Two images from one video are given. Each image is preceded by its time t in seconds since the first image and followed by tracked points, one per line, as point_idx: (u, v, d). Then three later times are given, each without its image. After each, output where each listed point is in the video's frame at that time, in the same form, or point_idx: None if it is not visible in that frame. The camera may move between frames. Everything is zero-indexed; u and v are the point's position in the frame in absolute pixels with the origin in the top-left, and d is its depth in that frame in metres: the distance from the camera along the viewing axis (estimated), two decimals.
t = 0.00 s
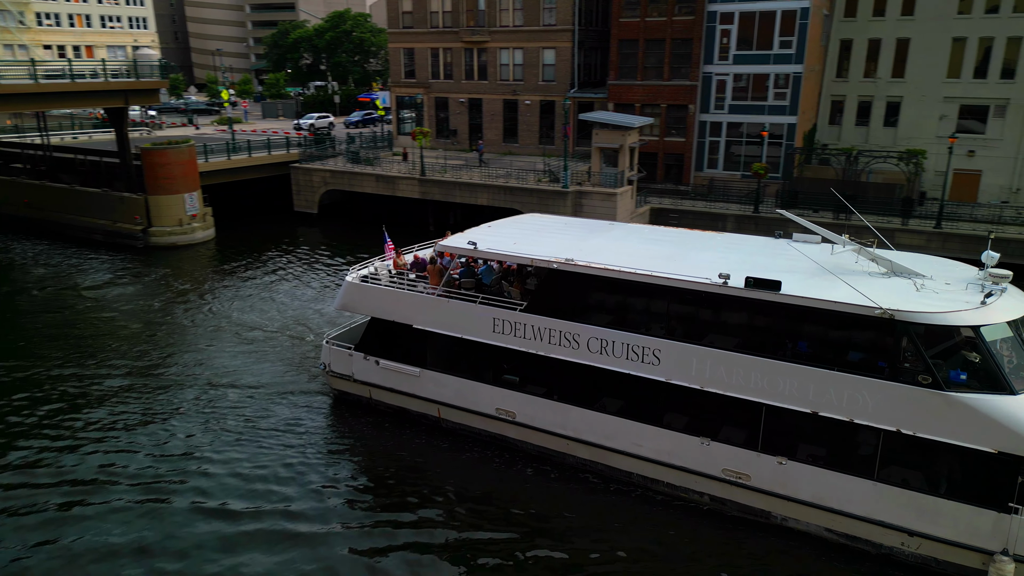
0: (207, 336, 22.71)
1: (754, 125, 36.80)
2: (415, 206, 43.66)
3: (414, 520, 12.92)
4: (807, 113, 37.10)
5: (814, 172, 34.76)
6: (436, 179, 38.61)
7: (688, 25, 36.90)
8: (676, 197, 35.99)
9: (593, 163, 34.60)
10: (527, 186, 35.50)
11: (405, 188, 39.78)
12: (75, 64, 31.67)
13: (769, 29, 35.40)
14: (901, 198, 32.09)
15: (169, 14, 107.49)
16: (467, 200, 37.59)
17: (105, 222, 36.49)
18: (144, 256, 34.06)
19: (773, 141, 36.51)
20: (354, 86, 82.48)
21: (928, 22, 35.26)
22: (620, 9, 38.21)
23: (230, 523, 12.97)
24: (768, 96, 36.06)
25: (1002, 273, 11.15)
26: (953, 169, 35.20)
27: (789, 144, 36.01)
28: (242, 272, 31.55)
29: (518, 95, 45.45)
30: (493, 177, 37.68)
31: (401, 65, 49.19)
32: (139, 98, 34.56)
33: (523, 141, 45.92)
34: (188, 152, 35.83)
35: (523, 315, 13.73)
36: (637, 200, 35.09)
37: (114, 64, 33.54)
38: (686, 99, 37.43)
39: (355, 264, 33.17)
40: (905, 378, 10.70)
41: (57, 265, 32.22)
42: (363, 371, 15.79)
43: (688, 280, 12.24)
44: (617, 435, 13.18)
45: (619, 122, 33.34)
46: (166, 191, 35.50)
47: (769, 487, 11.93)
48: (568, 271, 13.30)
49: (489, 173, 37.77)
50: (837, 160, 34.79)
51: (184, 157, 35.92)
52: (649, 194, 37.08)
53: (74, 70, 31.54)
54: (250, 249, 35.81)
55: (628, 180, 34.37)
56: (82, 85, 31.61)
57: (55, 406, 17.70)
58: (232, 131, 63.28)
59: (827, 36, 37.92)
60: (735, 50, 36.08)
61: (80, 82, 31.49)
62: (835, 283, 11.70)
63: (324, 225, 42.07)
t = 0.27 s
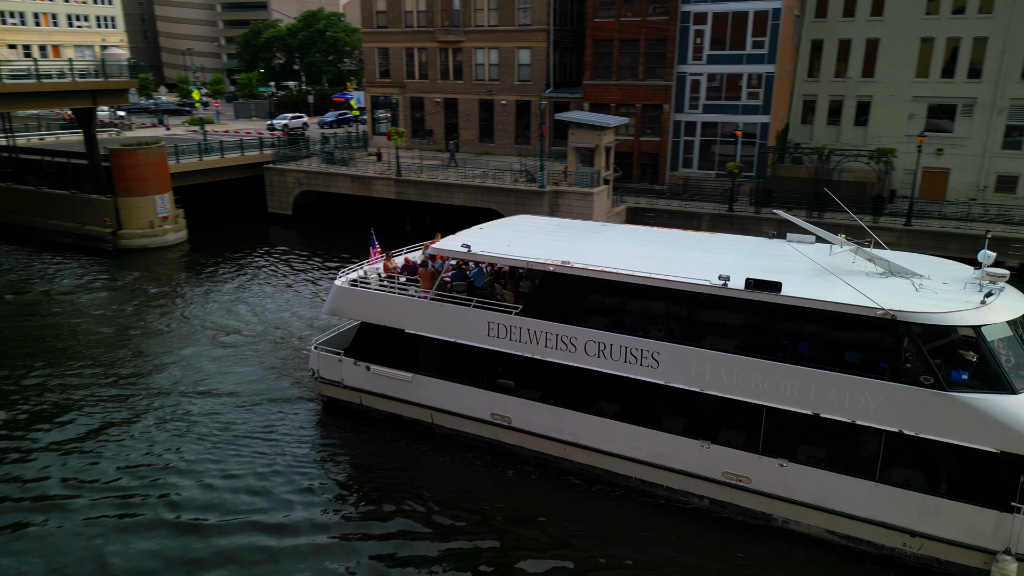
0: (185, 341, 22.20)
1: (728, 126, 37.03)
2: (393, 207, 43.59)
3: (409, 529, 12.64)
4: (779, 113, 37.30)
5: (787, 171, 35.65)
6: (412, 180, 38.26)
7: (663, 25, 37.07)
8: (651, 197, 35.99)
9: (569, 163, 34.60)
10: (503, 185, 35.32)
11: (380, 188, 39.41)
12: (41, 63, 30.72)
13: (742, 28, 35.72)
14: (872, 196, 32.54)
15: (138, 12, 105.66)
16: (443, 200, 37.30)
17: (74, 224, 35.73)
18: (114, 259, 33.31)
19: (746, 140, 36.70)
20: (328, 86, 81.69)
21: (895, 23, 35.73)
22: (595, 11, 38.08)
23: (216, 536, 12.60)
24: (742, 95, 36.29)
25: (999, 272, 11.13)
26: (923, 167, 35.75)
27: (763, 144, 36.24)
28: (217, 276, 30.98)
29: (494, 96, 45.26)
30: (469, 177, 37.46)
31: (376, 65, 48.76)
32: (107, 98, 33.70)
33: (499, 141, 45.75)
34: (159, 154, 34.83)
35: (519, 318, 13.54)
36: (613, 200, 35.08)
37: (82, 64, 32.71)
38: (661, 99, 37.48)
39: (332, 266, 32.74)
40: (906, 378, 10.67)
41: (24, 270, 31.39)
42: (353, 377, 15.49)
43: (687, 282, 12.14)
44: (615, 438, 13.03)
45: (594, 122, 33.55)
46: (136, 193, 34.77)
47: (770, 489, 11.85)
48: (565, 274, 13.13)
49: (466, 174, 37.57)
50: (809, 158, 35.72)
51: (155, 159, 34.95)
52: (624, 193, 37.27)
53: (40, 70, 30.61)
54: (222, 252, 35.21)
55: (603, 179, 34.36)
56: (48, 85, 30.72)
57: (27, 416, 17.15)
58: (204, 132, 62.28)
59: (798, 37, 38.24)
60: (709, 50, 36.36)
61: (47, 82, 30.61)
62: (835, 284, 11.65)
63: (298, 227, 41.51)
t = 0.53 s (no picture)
0: (160, 347, 21.68)
1: (702, 125, 37.26)
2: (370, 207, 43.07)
3: (402, 538, 12.38)
4: (751, 112, 37.47)
5: (759, 171, 35.61)
6: (386, 180, 37.81)
7: (636, 24, 37.29)
8: (626, 196, 36.06)
9: (544, 163, 34.56)
10: (479, 185, 35.06)
11: (355, 189, 39.00)
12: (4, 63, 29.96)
13: (714, 28, 35.89)
14: (843, 195, 33.02)
15: (105, 11, 103.77)
16: (417, 201, 36.96)
17: (41, 227, 34.82)
18: (81, 262, 32.53)
19: (720, 140, 36.92)
20: (301, 86, 80.76)
21: (864, 23, 36.12)
22: (568, 9, 38.41)
23: (200, 549, 12.24)
24: (715, 95, 36.47)
25: (995, 270, 11.17)
26: (891, 166, 36.29)
27: (736, 143, 36.47)
28: (190, 279, 30.36)
29: (468, 96, 45.02)
30: (444, 177, 37.21)
31: (349, 65, 48.27)
32: (73, 98, 32.80)
33: (475, 141, 45.51)
34: (127, 155, 33.95)
35: (513, 321, 13.37)
36: (589, 199, 35.05)
37: (47, 63, 31.88)
38: (635, 98, 37.84)
39: (307, 268, 32.25)
40: (906, 378, 10.67)
41: None
42: (343, 383, 15.19)
43: (685, 283, 12.06)
44: (612, 442, 12.91)
45: (569, 122, 33.62)
46: (103, 195, 33.92)
47: (770, 491, 11.79)
48: (561, 276, 12.97)
49: (441, 174, 37.31)
50: (781, 157, 36.12)
51: (123, 160, 34.10)
52: (599, 193, 37.36)
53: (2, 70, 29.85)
54: (194, 254, 34.57)
55: (579, 179, 34.34)
56: (11, 86, 29.94)
57: None
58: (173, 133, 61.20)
59: (769, 37, 38.46)
60: (682, 50, 36.61)
61: (9, 83, 29.83)
62: (833, 284, 11.63)
63: (271, 229, 40.86)
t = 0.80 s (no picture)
0: (138, 353, 21.18)
1: (677, 125, 37.43)
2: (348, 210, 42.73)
3: (399, 547, 12.12)
4: (725, 110, 37.58)
5: (733, 169, 35.96)
6: (362, 181, 37.40)
7: (611, 24, 37.46)
8: (604, 196, 36.10)
9: (522, 163, 34.46)
10: (456, 185, 34.87)
11: (330, 190, 38.57)
12: None
13: (689, 30, 36.03)
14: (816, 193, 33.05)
15: (72, 10, 101.82)
16: (394, 201, 36.65)
17: (9, 229, 34.07)
18: (50, 266, 31.74)
19: (695, 139, 37.12)
20: (275, 86, 79.83)
21: (836, 24, 36.44)
22: (544, 10, 38.53)
23: (188, 562, 11.89)
24: (689, 95, 36.63)
25: (992, 270, 11.15)
26: (863, 164, 36.71)
27: (711, 142, 36.62)
28: (165, 282, 29.75)
29: (445, 95, 44.76)
30: (421, 178, 36.93)
31: (324, 65, 47.74)
32: (40, 99, 31.93)
33: (451, 141, 45.26)
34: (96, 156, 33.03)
35: (510, 325, 13.17)
36: (566, 199, 35.03)
37: (12, 62, 31.05)
38: (610, 98, 37.95)
39: (284, 270, 31.76)
40: (908, 379, 10.62)
41: None
42: (334, 390, 14.90)
43: (685, 285, 11.94)
44: (611, 446, 12.77)
45: (546, 122, 33.09)
46: (72, 197, 33.06)
47: (771, 493, 11.71)
48: (558, 278, 12.82)
49: (418, 174, 37.05)
50: (755, 156, 36.46)
51: (92, 161, 33.23)
52: (577, 193, 37.32)
53: None
54: (166, 257, 33.95)
55: (556, 179, 34.24)
56: None
57: None
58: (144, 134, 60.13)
59: (742, 38, 38.77)
60: (657, 50, 36.70)
61: None
62: (834, 285, 11.59)
63: (245, 230, 40.28)
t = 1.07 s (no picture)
0: (120, 358, 20.73)
1: (657, 125, 37.64)
2: (328, 212, 42.41)
3: (400, 557, 11.88)
4: (705, 110, 37.56)
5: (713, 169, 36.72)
6: (343, 181, 37.03)
7: (591, 24, 37.40)
8: (585, 195, 36.08)
9: (503, 163, 34.23)
10: (437, 186, 34.66)
11: (309, 190, 38.16)
12: None
13: (668, 30, 36.30)
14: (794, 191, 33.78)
15: (44, 9, 100.10)
16: (375, 202, 36.32)
17: None
18: (23, 270, 31.03)
19: (674, 139, 37.40)
20: (253, 86, 78.98)
21: (813, 24, 36.67)
22: (524, 10, 38.37)
23: None
24: (669, 95, 36.91)
25: (996, 270, 11.12)
26: (840, 163, 37.08)
27: (691, 142, 37.01)
28: (143, 285, 29.19)
29: (425, 95, 44.51)
30: (402, 178, 36.64)
31: (302, 64, 47.21)
32: (12, 99, 31.17)
33: (432, 141, 45.01)
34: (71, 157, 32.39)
35: (511, 328, 12.98)
36: (548, 199, 34.95)
37: None
38: (590, 99, 38.03)
39: (265, 272, 31.34)
40: (917, 380, 10.55)
41: None
42: (330, 396, 14.62)
43: (689, 287, 11.82)
44: (615, 450, 12.63)
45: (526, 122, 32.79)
46: (47, 200, 32.39)
47: (778, 496, 11.62)
48: (561, 281, 12.66)
49: (399, 175, 36.79)
50: (735, 156, 36.76)
51: (67, 162, 32.58)
52: (559, 193, 37.20)
53: None
54: (142, 259, 33.37)
55: (538, 180, 34.07)
56: None
57: None
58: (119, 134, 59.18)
59: (720, 38, 38.65)
60: (636, 50, 36.82)
61: None
62: (839, 286, 11.52)
63: (224, 232, 39.71)
